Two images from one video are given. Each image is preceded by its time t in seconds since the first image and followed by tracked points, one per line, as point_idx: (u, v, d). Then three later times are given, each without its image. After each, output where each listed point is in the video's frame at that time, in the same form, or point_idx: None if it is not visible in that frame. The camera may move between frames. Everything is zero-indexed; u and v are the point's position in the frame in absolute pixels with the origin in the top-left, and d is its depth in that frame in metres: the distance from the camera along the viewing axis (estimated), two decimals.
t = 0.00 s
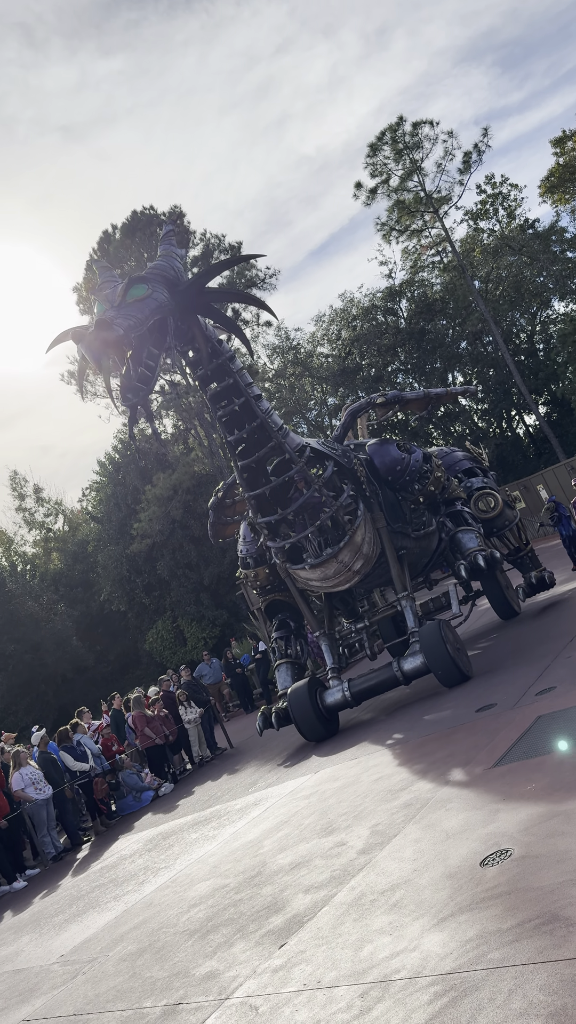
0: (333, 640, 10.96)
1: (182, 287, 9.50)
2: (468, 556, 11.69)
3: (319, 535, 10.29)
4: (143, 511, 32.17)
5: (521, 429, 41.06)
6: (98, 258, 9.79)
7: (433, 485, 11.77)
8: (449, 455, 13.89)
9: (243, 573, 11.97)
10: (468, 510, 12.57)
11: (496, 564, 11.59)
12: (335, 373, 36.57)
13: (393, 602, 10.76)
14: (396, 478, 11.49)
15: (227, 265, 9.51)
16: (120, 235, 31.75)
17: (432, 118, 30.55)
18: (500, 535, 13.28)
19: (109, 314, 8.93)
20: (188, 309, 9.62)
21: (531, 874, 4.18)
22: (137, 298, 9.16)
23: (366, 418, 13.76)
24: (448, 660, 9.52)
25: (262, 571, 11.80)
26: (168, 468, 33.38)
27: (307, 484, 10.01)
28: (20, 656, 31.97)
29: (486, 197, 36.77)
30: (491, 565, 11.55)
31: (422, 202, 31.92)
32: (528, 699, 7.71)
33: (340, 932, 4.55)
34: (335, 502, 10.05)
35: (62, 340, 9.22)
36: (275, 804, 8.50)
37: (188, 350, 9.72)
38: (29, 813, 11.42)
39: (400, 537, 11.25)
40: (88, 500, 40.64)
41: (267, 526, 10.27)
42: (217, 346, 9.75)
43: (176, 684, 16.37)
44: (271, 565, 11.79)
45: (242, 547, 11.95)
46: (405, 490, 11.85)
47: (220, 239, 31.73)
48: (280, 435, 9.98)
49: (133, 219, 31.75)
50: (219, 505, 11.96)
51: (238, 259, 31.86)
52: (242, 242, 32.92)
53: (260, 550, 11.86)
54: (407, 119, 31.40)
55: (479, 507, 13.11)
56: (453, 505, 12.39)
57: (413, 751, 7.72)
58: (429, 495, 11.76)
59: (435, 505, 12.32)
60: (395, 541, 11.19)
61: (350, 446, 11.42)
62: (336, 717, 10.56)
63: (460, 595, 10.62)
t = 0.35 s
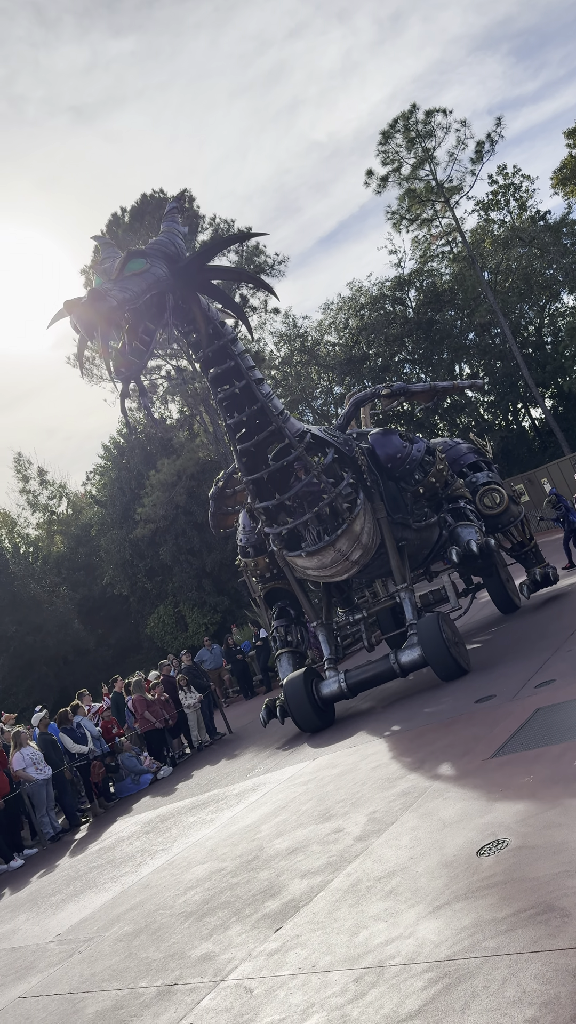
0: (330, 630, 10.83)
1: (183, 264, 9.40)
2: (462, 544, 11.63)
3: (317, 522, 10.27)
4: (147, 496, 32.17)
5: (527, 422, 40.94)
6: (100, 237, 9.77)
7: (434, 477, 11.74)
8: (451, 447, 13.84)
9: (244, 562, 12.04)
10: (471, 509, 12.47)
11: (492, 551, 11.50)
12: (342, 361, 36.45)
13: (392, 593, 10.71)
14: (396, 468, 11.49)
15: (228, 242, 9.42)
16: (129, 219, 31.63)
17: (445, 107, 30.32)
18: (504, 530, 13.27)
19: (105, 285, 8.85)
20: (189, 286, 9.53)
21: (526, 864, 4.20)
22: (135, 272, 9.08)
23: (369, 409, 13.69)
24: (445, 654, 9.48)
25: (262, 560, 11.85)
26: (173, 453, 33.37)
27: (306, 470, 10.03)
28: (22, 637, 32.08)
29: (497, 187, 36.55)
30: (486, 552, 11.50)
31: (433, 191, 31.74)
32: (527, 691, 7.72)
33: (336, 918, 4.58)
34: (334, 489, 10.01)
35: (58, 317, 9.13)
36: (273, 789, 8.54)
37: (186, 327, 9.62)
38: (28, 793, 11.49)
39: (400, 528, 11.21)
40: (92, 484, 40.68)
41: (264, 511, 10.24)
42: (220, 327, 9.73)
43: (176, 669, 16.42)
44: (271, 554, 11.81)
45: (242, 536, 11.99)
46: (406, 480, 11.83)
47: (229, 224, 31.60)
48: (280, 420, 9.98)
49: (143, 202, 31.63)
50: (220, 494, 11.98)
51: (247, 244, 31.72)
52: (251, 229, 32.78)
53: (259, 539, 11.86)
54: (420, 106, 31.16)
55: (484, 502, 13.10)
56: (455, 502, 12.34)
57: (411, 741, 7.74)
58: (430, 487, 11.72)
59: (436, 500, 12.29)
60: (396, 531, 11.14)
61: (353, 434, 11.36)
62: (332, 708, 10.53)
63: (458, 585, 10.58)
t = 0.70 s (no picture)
0: (328, 623, 10.80)
1: (184, 240, 9.49)
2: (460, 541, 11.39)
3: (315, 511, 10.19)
4: (150, 485, 32.14)
5: (532, 415, 40.80)
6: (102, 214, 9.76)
7: (434, 469, 11.58)
8: (456, 439, 13.80)
9: (244, 554, 11.99)
10: (473, 509, 12.13)
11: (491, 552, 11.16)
12: (347, 352, 36.37)
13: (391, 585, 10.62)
14: (396, 460, 11.51)
15: (229, 221, 9.45)
16: (136, 205, 31.52)
17: (456, 96, 30.10)
18: (508, 525, 13.21)
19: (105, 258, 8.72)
20: (190, 262, 9.65)
21: (524, 856, 4.21)
22: (135, 246, 9.02)
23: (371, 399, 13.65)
24: (443, 650, 9.41)
25: (261, 551, 11.83)
26: (177, 442, 33.34)
27: (304, 458, 9.93)
28: (23, 623, 32.15)
29: (506, 178, 36.36)
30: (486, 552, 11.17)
31: (442, 181, 31.57)
32: (528, 685, 7.73)
33: (333, 906, 4.60)
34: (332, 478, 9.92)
35: (57, 295, 8.98)
36: (272, 778, 8.55)
37: (186, 305, 9.67)
38: (28, 778, 11.53)
39: (400, 521, 11.21)
40: (95, 471, 40.70)
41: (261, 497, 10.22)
42: (222, 311, 9.80)
43: (177, 657, 16.44)
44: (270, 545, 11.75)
45: (241, 526, 11.93)
46: (406, 473, 11.65)
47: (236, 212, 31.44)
48: (279, 406, 9.95)
49: (150, 188, 31.52)
50: (220, 484, 11.95)
51: (254, 232, 31.57)
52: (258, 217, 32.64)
53: (259, 531, 11.81)
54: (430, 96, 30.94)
55: (489, 497, 13.04)
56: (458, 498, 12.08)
57: (410, 733, 7.75)
58: (431, 479, 11.59)
59: (437, 494, 11.98)
60: (396, 524, 11.15)
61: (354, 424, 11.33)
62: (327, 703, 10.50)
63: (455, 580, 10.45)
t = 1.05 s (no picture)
0: (325, 619, 10.74)
1: (180, 223, 9.52)
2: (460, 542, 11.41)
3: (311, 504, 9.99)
4: (153, 477, 32.15)
5: (536, 411, 40.71)
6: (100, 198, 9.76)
7: (434, 464, 11.56)
8: (455, 434, 13.79)
9: (243, 548, 11.97)
10: (475, 509, 12.14)
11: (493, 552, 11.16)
12: (350, 345, 36.31)
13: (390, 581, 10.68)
14: (394, 452, 11.41)
15: (226, 205, 9.48)
16: (141, 198, 31.48)
17: (462, 89, 29.98)
18: (511, 521, 13.16)
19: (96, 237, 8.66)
20: (187, 247, 9.70)
21: (523, 852, 4.22)
22: (131, 228, 9.01)
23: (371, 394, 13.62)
24: (441, 648, 9.33)
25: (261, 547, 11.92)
26: (179, 434, 33.35)
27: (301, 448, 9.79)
28: (26, 614, 32.23)
29: (512, 173, 36.27)
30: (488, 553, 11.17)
31: (447, 175, 31.46)
32: (528, 680, 7.74)
33: (332, 900, 4.61)
34: (329, 469, 9.78)
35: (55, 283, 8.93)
36: (272, 771, 8.56)
37: (180, 289, 9.81)
38: (29, 769, 11.57)
39: (400, 517, 11.06)
40: (98, 463, 40.74)
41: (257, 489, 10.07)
42: (221, 299, 9.96)
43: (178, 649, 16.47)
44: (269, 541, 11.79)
45: (239, 521, 11.91)
46: (405, 467, 11.67)
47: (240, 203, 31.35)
48: (276, 396, 9.88)
49: (155, 180, 31.47)
50: (218, 480, 11.90)
51: (258, 224, 31.51)
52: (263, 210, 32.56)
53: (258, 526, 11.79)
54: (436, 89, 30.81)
55: (491, 494, 13.00)
56: (458, 497, 12.13)
57: (410, 728, 7.76)
58: (429, 473, 11.58)
59: (437, 492, 12.08)
60: (395, 519, 11.01)
61: (352, 419, 11.15)
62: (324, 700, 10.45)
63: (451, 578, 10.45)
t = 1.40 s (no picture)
0: (323, 618, 10.78)
1: (177, 211, 9.49)
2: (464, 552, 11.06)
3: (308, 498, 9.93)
4: (155, 473, 32.15)
5: (538, 408, 40.64)
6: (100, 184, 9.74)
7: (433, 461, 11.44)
8: (456, 430, 13.72)
9: (243, 544, 11.92)
10: (476, 510, 11.98)
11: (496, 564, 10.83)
12: (353, 342, 36.28)
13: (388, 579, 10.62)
14: (392, 447, 11.41)
15: (225, 194, 9.44)
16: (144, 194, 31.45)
17: (466, 85, 29.89)
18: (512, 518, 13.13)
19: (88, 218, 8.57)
20: (184, 235, 9.68)
21: (524, 849, 4.22)
22: (126, 213, 8.94)
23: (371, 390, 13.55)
24: (438, 646, 9.24)
25: (260, 543, 11.86)
26: (182, 431, 33.35)
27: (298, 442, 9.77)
28: (28, 610, 32.26)
29: (515, 169, 36.22)
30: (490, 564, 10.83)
31: (451, 171, 31.36)
32: (530, 677, 7.75)
33: (332, 896, 4.61)
34: (326, 463, 9.72)
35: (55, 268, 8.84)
36: (273, 767, 8.57)
37: (178, 276, 9.78)
38: (30, 764, 11.59)
39: (398, 515, 11.03)
40: (100, 459, 40.78)
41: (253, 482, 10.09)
42: (220, 290, 9.95)
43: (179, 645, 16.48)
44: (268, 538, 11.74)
45: (237, 516, 11.81)
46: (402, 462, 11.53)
47: (243, 199, 31.31)
48: (274, 388, 9.88)
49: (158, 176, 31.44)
50: (216, 475, 11.94)
51: (261, 220, 31.51)
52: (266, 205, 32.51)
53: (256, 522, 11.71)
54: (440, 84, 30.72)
55: (493, 492, 12.94)
56: (458, 498, 11.98)
57: (411, 724, 7.76)
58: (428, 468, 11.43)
59: (436, 495, 11.94)
60: (393, 518, 10.98)
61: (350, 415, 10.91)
62: (322, 698, 10.41)
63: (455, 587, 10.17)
